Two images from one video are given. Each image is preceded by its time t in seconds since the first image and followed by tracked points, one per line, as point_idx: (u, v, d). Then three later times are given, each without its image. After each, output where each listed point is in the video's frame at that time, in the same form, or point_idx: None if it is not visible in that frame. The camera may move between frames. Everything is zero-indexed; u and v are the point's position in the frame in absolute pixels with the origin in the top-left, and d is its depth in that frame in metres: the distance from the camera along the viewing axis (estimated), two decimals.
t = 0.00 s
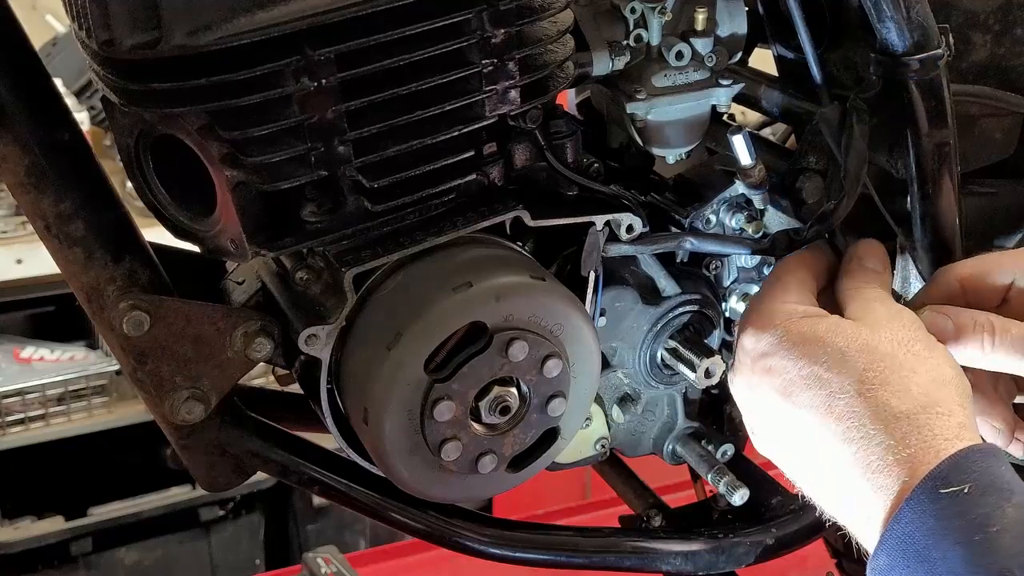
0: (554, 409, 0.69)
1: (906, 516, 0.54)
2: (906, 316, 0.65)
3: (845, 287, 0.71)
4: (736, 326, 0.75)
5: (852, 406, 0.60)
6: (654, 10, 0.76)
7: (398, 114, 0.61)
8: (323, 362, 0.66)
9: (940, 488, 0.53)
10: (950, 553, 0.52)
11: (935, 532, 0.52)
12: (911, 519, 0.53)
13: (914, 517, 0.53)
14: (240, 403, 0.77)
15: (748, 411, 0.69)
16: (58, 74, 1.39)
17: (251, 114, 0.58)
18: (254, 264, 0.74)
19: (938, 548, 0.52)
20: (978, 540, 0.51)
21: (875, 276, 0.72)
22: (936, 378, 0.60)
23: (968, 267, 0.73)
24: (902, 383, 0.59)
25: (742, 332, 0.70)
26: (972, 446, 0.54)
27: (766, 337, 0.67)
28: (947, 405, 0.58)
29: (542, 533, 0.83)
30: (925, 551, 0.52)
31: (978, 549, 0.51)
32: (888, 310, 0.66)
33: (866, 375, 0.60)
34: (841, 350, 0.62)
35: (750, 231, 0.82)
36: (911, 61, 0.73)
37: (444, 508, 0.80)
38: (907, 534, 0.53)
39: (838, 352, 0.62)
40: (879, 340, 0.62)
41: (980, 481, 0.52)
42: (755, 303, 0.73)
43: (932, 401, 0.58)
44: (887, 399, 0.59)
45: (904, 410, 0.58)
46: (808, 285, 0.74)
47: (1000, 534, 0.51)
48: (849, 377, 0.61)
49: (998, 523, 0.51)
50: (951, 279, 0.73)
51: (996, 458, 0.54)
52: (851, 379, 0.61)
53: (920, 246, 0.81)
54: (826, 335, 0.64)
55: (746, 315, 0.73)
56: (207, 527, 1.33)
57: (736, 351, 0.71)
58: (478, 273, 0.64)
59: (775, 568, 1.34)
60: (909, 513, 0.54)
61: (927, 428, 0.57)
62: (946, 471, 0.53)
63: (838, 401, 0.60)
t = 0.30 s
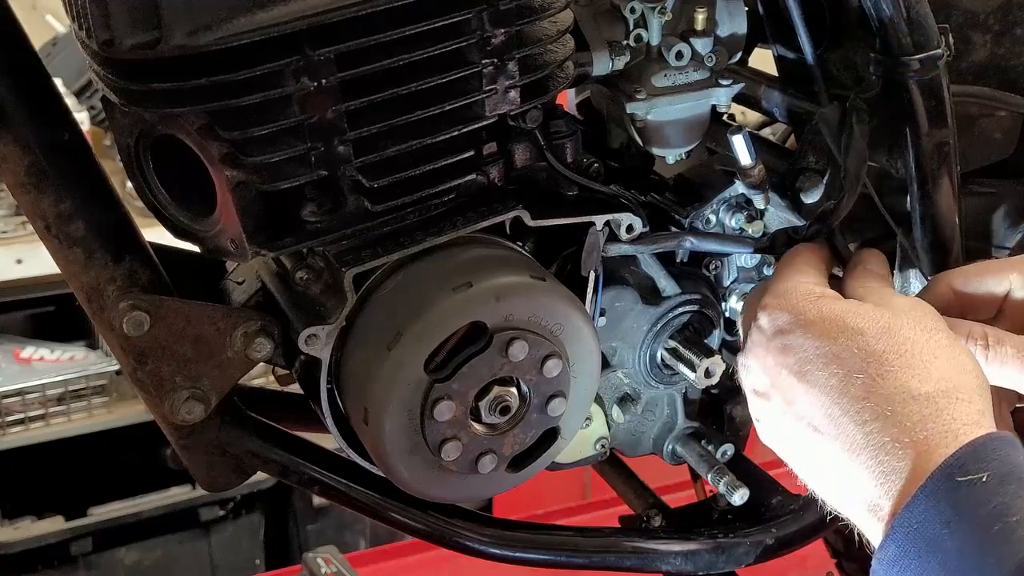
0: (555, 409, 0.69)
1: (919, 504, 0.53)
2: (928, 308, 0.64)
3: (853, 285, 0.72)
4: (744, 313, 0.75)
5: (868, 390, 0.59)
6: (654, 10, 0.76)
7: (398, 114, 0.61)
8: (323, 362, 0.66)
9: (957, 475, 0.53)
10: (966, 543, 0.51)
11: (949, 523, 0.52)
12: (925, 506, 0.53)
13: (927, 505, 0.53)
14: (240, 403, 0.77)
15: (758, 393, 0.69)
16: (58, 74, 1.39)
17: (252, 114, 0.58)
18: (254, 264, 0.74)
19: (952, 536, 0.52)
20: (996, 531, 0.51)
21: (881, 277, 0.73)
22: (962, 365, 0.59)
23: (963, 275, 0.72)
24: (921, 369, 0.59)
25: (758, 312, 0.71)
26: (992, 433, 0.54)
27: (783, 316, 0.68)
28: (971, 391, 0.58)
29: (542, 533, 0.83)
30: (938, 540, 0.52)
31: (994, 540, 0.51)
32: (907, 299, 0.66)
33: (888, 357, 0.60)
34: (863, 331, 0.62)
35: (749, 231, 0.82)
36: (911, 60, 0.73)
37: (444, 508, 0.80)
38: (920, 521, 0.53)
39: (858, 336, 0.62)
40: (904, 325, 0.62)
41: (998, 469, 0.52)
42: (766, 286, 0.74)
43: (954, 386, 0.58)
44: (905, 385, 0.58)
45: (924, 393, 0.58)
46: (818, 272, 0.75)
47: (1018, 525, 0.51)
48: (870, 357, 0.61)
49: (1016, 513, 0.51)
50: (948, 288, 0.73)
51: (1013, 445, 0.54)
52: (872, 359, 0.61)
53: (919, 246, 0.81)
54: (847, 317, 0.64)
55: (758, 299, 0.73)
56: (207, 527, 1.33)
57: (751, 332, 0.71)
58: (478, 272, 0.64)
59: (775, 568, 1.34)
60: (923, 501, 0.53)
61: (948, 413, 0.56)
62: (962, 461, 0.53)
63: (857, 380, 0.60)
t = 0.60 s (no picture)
0: (554, 409, 0.69)
1: (909, 483, 0.54)
2: (922, 296, 0.66)
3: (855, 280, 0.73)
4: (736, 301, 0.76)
5: (859, 371, 0.60)
6: (655, 10, 0.76)
7: (398, 114, 0.61)
8: (323, 362, 0.66)
9: (950, 455, 0.53)
10: (959, 526, 0.52)
11: (941, 503, 0.52)
12: (915, 483, 0.53)
13: (918, 483, 0.53)
14: (240, 403, 0.77)
15: (744, 376, 0.70)
16: (59, 74, 1.39)
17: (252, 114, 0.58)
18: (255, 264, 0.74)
19: (943, 517, 0.52)
20: (989, 514, 0.51)
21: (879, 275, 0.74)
22: (953, 348, 0.61)
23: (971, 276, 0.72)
24: (913, 353, 0.60)
25: (748, 295, 0.72)
26: (985, 414, 0.55)
27: (771, 298, 0.70)
28: (960, 372, 0.60)
29: (542, 533, 0.83)
30: (928, 521, 0.53)
31: (987, 522, 0.51)
32: (902, 289, 0.67)
33: (879, 337, 0.62)
34: (854, 312, 0.64)
35: (750, 231, 0.83)
36: (911, 60, 0.73)
37: (444, 509, 0.80)
38: (910, 498, 0.53)
39: (854, 320, 0.63)
40: (896, 308, 0.64)
41: (990, 449, 0.53)
42: (762, 271, 0.74)
43: (944, 366, 0.60)
44: (896, 367, 0.60)
45: (915, 370, 0.59)
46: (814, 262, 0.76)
47: (1013, 508, 0.51)
48: (861, 335, 0.62)
49: (1010, 494, 0.51)
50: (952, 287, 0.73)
51: (1007, 428, 0.55)
52: (863, 338, 0.62)
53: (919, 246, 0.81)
54: (839, 299, 0.66)
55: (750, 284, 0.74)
56: (207, 527, 1.33)
57: (740, 315, 0.72)
58: (479, 272, 0.64)
59: (775, 567, 1.34)
60: (913, 480, 0.53)
61: (938, 389, 0.58)
62: (953, 440, 0.53)
63: (845, 355, 0.61)
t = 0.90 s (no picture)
0: (554, 409, 0.69)
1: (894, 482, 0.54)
2: (911, 293, 0.66)
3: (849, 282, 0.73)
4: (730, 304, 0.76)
5: (845, 372, 0.61)
6: (654, 10, 0.76)
7: (398, 114, 0.61)
8: (323, 362, 0.66)
9: (933, 454, 0.53)
10: (942, 522, 0.52)
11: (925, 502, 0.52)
12: (899, 482, 0.54)
13: (902, 482, 0.53)
14: (240, 403, 0.77)
15: (736, 378, 0.71)
16: (59, 74, 1.39)
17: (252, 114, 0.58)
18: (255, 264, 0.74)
19: (930, 516, 0.52)
20: (972, 510, 0.51)
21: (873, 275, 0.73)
22: (940, 343, 0.61)
23: (981, 276, 0.72)
24: (897, 350, 0.60)
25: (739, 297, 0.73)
26: (968, 411, 0.55)
27: (759, 300, 0.70)
28: (946, 367, 0.59)
29: (542, 533, 0.83)
30: (915, 519, 0.53)
31: (968, 518, 0.51)
32: (891, 287, 0.67)
33: (863, 336, 0.62)
34: (840, 313, 0.64)
35: (749, 231, 0.83)
36: (910, 60, 0.73)
37: (444, 508, 0.80)
38: (895, 497, 0.54)
39: (839, 319, 0.64)
40: (882, 306, 0.64)
41: (972, 446, 0.53)
42: (753, 275, 0.74)
43: (928, 362, 0.60)
44: (881, 366, 0.60)
45: (898, 367, 0.59)
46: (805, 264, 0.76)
47: (996, 504, 0.51)
48: (846, 335, 0.62)
49: (994, 491, 0.51)
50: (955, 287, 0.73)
51: (990, 424, 0.54)
52: (847, 338, 0.62)
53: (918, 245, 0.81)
54: (824, 299, 0.66)
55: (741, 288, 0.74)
56: (207, 527, 1.33)
57: (731, 318, 0.73)
58: (478, 273, 0.64)
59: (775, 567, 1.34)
60: (898, 479, 0.54)
61: (921, 387, 0.58)
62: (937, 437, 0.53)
63: (829, 357, 0.62)
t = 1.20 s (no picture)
0: (554, 409, 0.69)
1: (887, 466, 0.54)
2: (909, 286, 0.66)
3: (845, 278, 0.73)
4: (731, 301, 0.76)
5: (840, 359, 0.61)
6: (655, 10, 0.76)
7: (398, 114, 0.61)
8: (323, 362, 0.66)
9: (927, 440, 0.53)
10: (935, 506, 0.52)
11: (921, 486, 0.53)
12: (891, 465, 0.54)
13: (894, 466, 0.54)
14: (240, 403, 0.77)
15: (735, 371, 0.71)
16: (59, 74, 1.39)
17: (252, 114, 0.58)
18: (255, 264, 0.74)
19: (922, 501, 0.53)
20: (966, 493, 0.52)
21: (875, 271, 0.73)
22: (936, 332, 0.61)
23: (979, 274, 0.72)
24: (892, 338, 0.61)
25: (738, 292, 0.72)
26: (963, 396, 0.55)
27: (760, 293, 0.70)
28: (940, 355, 0.59)
29: (542, 533, 0.83)
30: (908, 504, 0.53)
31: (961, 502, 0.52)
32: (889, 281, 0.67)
33: (857, 325, 0.62)
34: (836, 302, 0.64)
35: (750, 231, 0.83)
36: (911, 60, 0.73)
37: (444, 509, 0.80)
38: (886, 481, 0.54)
39: (835, 310, 0.64)
40: (878, 297, 0.64)
41: (967, 431, 0.53)
42: (751, 269, 0.74)
43: (923, 351, 0.60)
44: (874, 356, 0.60)
45: (892, 354, 0.60)
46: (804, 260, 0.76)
47: (993, 489, 0.51)
48: (841, 325, 0.63)
49: (989, 477, 0.52)
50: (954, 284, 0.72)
51: (987, 408, 0.55)
52: (841, 327, 0.62)
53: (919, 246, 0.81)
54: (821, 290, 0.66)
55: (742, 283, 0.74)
56: (207, 527, 1.33)
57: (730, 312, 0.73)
58: (479, 273, 0.64)
59: (775, 566, 1.34)
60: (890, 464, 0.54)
61: (915, 373, 0.58)
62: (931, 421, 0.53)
63: (824, 344, 0.62)
